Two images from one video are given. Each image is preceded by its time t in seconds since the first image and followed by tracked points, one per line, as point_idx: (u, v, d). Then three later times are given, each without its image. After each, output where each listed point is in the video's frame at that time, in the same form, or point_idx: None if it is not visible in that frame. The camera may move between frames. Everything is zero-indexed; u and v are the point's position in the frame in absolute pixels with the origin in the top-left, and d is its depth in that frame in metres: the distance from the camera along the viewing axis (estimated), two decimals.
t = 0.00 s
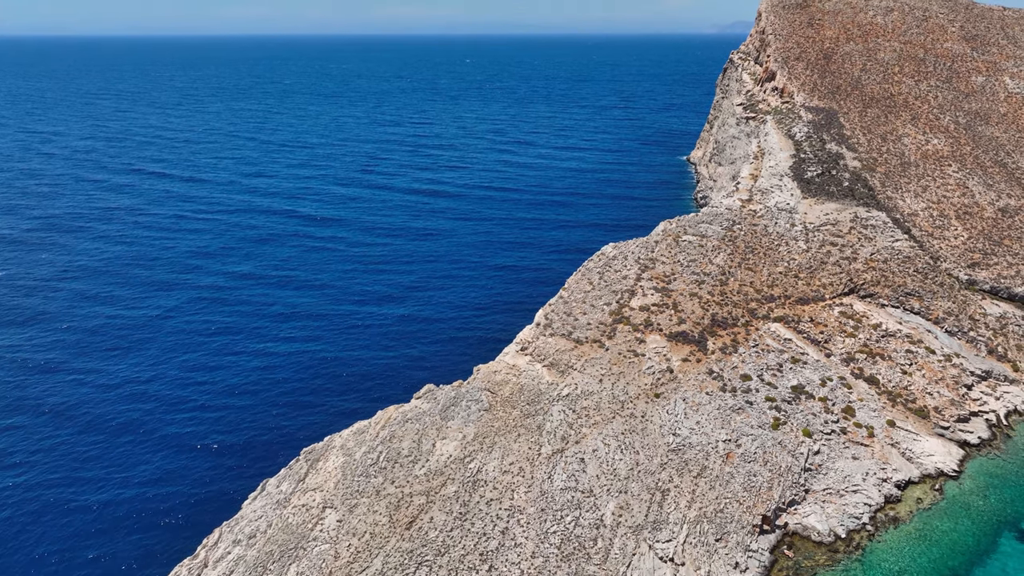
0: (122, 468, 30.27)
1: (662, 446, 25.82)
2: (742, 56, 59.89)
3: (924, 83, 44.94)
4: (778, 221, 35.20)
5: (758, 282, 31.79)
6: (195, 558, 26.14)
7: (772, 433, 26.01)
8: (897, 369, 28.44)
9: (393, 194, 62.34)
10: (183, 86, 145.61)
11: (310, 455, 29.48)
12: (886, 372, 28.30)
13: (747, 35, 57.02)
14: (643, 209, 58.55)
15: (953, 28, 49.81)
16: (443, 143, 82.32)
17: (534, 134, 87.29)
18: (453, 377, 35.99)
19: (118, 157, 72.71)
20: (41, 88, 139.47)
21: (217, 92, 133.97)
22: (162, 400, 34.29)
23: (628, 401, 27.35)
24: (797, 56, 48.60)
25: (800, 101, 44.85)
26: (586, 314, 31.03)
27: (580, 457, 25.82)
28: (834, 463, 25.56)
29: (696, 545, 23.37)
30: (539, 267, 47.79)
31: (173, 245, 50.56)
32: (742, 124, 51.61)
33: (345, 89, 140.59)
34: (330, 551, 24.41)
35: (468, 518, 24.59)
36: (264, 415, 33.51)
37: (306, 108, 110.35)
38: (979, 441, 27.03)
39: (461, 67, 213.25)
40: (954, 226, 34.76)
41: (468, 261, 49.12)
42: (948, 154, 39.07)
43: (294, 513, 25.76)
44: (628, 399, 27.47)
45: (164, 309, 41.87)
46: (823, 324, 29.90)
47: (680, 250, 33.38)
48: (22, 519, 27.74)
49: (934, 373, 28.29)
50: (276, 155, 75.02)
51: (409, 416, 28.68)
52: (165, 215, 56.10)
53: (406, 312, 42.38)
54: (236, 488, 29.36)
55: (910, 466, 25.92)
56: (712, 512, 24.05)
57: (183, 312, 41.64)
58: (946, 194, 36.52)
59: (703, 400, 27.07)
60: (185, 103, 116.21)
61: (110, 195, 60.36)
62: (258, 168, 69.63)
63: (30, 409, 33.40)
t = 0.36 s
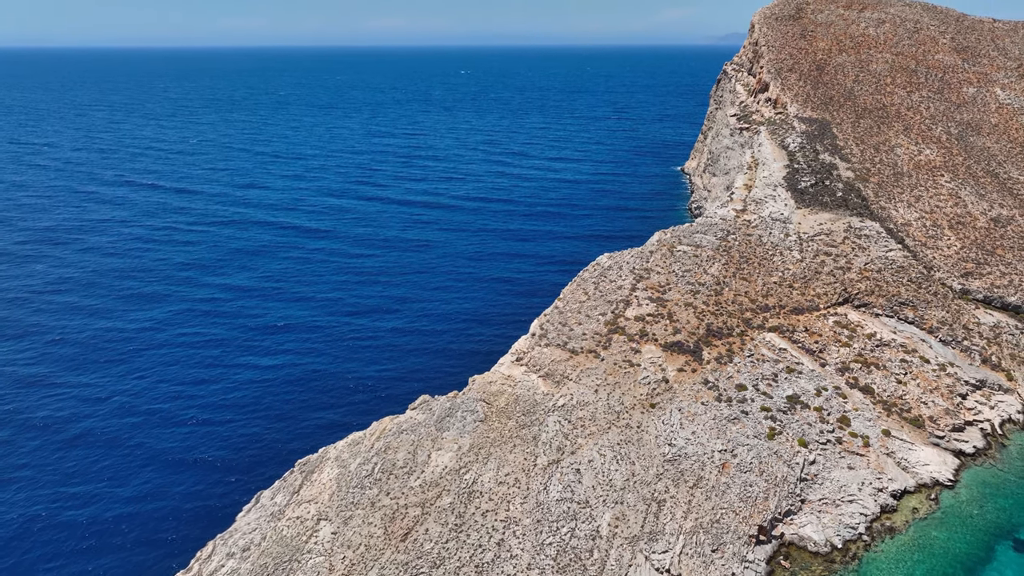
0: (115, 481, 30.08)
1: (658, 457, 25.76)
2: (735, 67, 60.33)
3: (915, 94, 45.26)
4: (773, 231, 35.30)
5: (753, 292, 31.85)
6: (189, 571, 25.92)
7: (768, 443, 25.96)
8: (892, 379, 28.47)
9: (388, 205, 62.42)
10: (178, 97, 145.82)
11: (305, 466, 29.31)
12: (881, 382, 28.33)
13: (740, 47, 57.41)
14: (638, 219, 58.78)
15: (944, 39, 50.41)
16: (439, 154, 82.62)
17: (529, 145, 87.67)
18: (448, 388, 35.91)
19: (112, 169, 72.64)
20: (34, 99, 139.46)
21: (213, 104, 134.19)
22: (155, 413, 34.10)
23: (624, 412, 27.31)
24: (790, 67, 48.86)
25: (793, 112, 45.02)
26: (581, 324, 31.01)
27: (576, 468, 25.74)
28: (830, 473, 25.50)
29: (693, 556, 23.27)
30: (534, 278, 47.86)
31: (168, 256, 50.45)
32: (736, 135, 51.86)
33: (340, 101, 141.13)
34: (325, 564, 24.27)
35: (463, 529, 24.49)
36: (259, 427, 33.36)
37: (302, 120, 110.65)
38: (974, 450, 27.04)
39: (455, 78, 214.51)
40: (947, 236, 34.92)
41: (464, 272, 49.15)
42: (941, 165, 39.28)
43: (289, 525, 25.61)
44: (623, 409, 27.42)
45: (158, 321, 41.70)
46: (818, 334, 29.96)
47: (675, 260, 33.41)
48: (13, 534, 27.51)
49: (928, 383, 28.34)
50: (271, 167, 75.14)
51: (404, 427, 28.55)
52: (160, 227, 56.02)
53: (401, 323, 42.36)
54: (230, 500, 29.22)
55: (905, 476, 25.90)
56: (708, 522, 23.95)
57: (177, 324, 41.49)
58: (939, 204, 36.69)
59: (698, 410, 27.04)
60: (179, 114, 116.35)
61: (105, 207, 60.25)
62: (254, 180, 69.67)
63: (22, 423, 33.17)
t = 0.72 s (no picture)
0: (108, 494, 29.92)
1: (653, 468, 25.68)
2: (728, 79, 60.79)
3: (907, 105, 45.56)
4: (767, 241, 35.41)
5: (748, 302, 31.90)
6: None
7: (764, 453, 25.88)
8: (887, 389, 28.48)
9: (384, 217, 62.51)
10: (173, 109, 146.16)
11: (299, 478, 29.12)
12: (876, 392, 28.34)
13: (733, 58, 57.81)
14: (632, 230, 58.97)
15: (935, 51, 50.91)
16: (434, 165, 82.93)
17: (524, 156, 88.08)
18: (443, 399, 35.83)
19: (107, 180, 72.64)
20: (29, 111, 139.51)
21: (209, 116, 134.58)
22: (149, 426, 33.95)
23: (619, 422, 27.24)
24: (783, 79, 49.14)
25: (787, 122, 45.20)
26: (577, 334, 31.01)
27: (572, 479, 25.65)
28: (826, 483, 25.43)
29: (689, 567, 23.07)
30: (529, 289, 47.93)
31: (162, 268, 50.39)
32: (729, 146, 52.10)
33: (336, 112, 141.78)
34: None
35: (458, 541, 24.35)
36: (254, 439, 33.25)
37: (298, 131, 110.97)
38: (969, 460, 27.00)
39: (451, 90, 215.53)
40: (940, 246, 35.06)
41: (459, 282, 49.22)
42: (933, 175, 39.48)
43: (283, 537, 25.47)
44: (618, 420, 27.35)
45: (152, 333, 41.60)
46: (812, 344, 30.00)
47: (669, 270, 33.47)
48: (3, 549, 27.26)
49: (923, 393, 28.36)
50: (267, 178, 75.28)
51: (399, 438, 28.47)
52: (155, 238, 55.99)
53: (397, 334, 42.36)
54: (224, 512, 29.07)
55: (901, 485, 25.83)
56: (705, 533, 23.78)
57: (172, 336, 41.39)
58: (932, 214, 36.85)
59: (694, 420, 26.99)
60: (175, 125, 116.45)
61: (99, 219, 60.20)
62: (249, 191, 69.79)
63: (13, 436, 32.97)
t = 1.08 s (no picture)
0: (100, 508, 29.68)
1: (649, 478, 25.60)
2: (722, 90, 61.17)
3: (900, 116, 45.85)
4: (761, 252, 35.51)
5: (742, 312, 31.94)
6: None
7: (759, 463, 25.82)
8: (882, 399, 28.49)
9: (379, 228, 62.55)
10: (168, 120, 146.32)
11: (293, 490, 29.11)
12: (871, 402, 28.35)
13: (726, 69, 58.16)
14: (627, 241, 59.16)
15: (926, 62, 51.36)
16: (429, 176, 83.14)
17: (519, 167, 88.40)
18: (438, 411, 35.76)
19: (101, 192, 72.53)
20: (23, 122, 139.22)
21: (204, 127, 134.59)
22: (142, 438, 33.75)
23: (615, 433, 27.18)
24: (776, 90, 49.38)
25: (780, 133, 45.38)
26: (572, 345, 30.97)
27: (567, 490, 25.55)
28: (822, 493, 25.31)
29: None
30: (524, 300, 47.97)
31: (156, 280, 50.24)
32: (723, 156, 52.31)
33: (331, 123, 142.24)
34: None
35: (453, 553, 24.24)
36: (249, 451, 33.09)
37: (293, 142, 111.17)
38: (964, 469, 27.00)
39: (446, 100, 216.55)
40: (933, 256, 35.21)
41: (454, 294, 49.23)
42: (926, 186, 39.68)
43: (277, 550, 25.31)
44: (614, 430, 27.29)
45: (146, 346, 41.44)
46: (807, 354, 30.03)
47: (664, 280, 33.50)
48: None
49: (918, 403, 28.39)
50: (262, 190, 75.30)
51: (394, 450, 28.35)
52: (149, 250, 55.86)
53: (392, 346, 42.31)
54: (217, 525, 28.89)
55: (896, 495, 25.77)
56: (700, 544, 23.75)
57: (165, 348, 41.23)
58: (925, 224, 37.02)
59: (689, 431, 26.91)
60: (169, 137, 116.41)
61: (93, 230, 60.06)
62: (244, 202, 69.78)
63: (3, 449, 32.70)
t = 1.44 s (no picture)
0: (91, 521, 29.47)
1: (645, 489, 25.53)
2: (715, 101, 61.60)
3: (892, 126, 46.12)
4: (756, 262, 35.60)
5: (737, 322, 31.98)
6: None
7: (755, 474, 25.74)
8: (876, 408, 28.50)
9: (374, 239, 62.62)
10: (163, 132, 146.37)
11: (288, 502, 29.03)
12: (866, 412, 28.35)
13: (720, 81, 58.55)
14: (622, 252, 59.35)
15: (918, 74, 51.83)
16: (424, 187, 83.38)
17: (514, 179, 88.76)
18: (433, 422, 35.66)
19: (96, 204, 72.48)
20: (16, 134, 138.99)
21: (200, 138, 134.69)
22: (135, 451, 33.58)
23: (610, 444, 27.12)
24: (769, 101, 49.66)
25: (773, 144, 45.58)
26: (567, 355, 30.94)
27: (563, 501, 25.46)
28: (817, 504, 25.13)
29: None
30: (519, 311, 48.04)
31: (150, 292, 50.11)
32: (717, 167, 52.54)
33: (327, 134, 142.64)
34: None
35: (448, 565, 24.11)
36: (243, 464, 32.98)
37: (288, 154, 111.41)
38: (959, 479, 26.92)
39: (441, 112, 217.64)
40: (926, 265, 35.36)
41: (449, 304, 49.23)
42: (918, 196, 39.88)
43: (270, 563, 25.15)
44: (609, 441, 27.23)
45: (139, 358, 41.28)
46: (802, 364, 30.08)
47: (659, 291, 33.55)
48: None
49: (912, 412, 28.43)
50: (257, 201, 75.37)
51: (389, 461, 28.26)
52: (143, 262, 55.79)
53: (386, 357, 42.26)
54: (210, 538, 28.69)
55: (892, 505, 25.58)
56: (696, 555, 23.62)
57: (159, 361, 41.09)
58: (918, 234, 37.18)
59: (685, 441, 26.86)
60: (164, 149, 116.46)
61: (87, 242, 60.00)
62: (238, 214, 69.83)
63: None
